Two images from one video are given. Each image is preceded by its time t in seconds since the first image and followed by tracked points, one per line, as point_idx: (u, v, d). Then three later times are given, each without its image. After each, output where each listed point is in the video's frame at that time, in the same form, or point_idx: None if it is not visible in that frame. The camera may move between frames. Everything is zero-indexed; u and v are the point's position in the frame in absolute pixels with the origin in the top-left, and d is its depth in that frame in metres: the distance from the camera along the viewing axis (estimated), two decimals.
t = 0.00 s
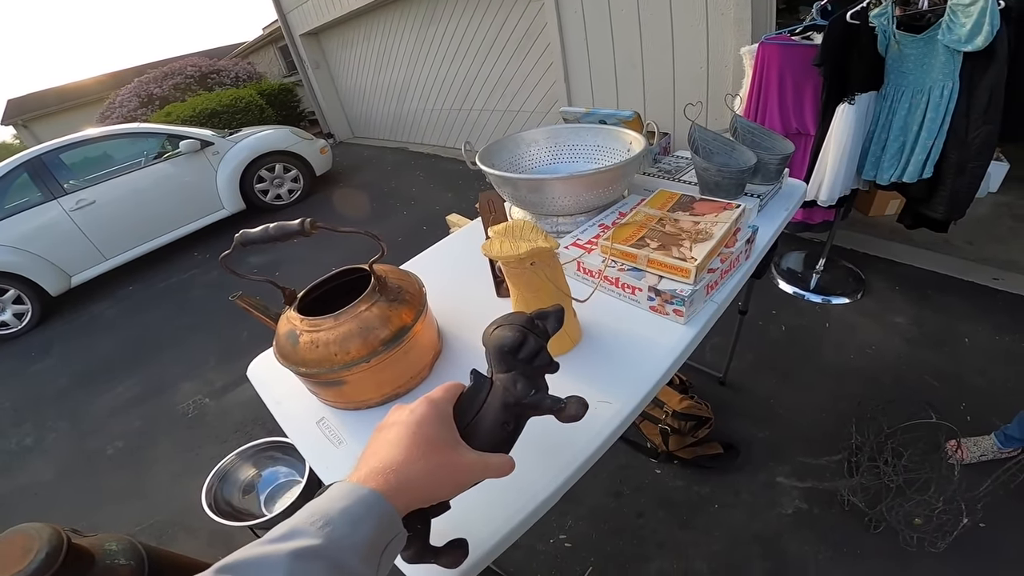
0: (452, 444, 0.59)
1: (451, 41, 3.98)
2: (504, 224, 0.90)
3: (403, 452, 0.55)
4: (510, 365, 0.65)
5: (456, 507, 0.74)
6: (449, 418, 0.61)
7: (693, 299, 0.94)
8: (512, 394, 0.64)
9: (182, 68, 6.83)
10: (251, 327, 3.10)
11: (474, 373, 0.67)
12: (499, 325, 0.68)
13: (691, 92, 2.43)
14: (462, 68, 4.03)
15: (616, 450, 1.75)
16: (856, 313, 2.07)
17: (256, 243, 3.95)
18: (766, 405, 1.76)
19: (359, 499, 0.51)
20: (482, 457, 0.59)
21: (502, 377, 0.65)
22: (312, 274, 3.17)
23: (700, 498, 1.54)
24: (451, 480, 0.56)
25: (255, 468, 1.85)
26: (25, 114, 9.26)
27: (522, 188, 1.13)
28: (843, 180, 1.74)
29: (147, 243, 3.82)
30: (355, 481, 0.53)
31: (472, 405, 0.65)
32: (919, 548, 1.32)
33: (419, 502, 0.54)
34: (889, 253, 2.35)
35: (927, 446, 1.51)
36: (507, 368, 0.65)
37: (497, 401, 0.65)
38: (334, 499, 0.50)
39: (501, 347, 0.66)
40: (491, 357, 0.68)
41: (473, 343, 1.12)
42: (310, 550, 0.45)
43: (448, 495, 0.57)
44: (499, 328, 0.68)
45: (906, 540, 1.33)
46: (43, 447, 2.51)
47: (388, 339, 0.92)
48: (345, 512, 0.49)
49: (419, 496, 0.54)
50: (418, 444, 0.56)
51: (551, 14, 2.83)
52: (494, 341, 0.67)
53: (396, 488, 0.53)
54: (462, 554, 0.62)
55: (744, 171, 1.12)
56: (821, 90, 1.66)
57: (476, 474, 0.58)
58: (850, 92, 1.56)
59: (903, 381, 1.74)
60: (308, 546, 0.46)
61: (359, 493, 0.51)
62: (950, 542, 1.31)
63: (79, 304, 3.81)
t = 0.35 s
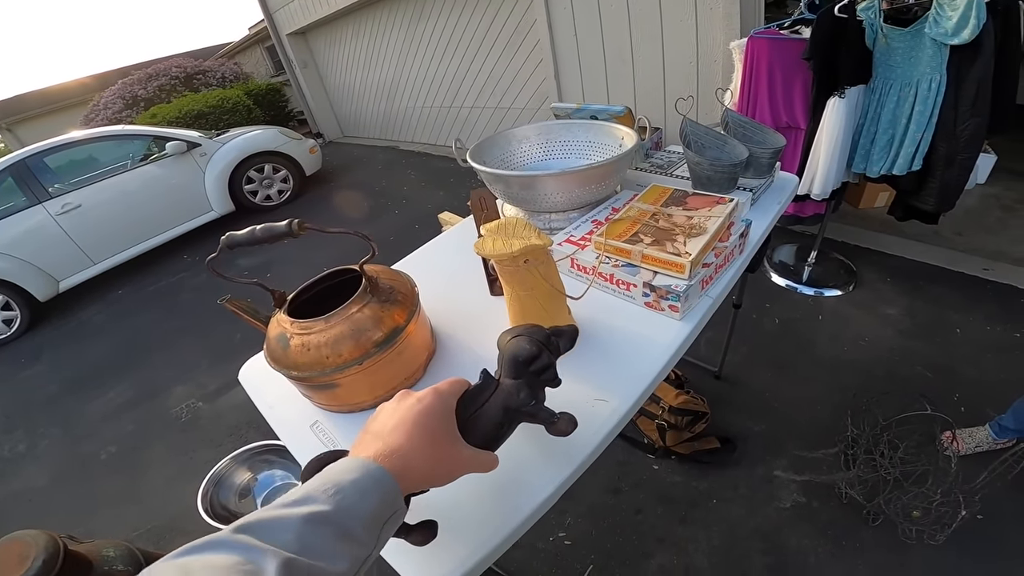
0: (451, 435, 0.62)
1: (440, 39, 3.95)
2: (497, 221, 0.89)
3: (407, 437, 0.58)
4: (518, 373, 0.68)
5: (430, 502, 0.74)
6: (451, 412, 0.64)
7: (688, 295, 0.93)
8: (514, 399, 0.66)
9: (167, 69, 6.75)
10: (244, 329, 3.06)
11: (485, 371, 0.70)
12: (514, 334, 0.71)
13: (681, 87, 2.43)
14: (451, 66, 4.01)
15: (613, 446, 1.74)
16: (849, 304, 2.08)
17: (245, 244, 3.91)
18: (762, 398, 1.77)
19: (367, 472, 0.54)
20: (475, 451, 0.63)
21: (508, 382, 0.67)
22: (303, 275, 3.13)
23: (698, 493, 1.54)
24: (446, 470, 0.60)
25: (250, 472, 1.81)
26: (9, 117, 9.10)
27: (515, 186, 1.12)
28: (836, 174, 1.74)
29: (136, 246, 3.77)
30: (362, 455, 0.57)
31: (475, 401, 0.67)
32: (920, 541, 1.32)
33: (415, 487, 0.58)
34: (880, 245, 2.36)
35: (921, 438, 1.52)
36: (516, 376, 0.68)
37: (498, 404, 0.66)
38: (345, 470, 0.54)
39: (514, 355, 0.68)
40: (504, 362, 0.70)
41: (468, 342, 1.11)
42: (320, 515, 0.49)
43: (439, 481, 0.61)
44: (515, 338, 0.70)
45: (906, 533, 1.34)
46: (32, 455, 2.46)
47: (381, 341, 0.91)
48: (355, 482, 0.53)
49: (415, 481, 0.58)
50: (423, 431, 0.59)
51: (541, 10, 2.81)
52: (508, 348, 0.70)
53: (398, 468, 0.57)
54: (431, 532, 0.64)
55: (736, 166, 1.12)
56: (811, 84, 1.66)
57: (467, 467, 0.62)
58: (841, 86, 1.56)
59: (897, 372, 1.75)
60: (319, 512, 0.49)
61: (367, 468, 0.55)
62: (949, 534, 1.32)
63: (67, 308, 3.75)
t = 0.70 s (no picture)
0: (447, 429, 0.63)
1: (429, 36, 3.93)
2: (485, 220, 0.87)
3: (406, 428, 0.59)
4: (516, 377, 0.68)
5: (423, 500, 0.73)
6: (448, 407, 0.65)
7: (680, 292, 0.93)
8: (508, 403, 0.67)
9: (151, 70, 6.66)
10: (235, 331, 3.03)
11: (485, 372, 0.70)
12: (513, 339, 0.71)
13: (671, 82, 2.42)
14: (441, 64, 3.99)
15: (609, 443, 1.74)
16: (842, 297, 2.08)
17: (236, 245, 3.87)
18: (756, 393, 1.77)
19: (367, 457, 0.57)
20: (468, 446, 0.64)
21: (506, 383, 0.67)
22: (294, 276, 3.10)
23: (694, 490, 1.54)
24: (442, 462, 0.62)
25: (243, 476, 1.77)
26: None
27: (504, 184, 1.10)
28: (826, 169, 1.74)
29: (125, 249, 3.73)
30: (363, 441, 0.59)
31: (472, 398, 0.68)
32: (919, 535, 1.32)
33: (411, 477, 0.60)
34: (871, 238, 2.37)
35: (916, 430, 1.50)
36: (513, 378, 0.68)
37: (493, 407, 0.67)
38: (346, 456, 0.57)
39: (513, 360, 0.68)
40: (503, 363, 0.70)
41: (459, 342, 1.09)
42: (321, 496, 0.53)
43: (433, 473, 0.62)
44: (514, 343, 0.70)
45: (903, 528, 1.33)
46: (22, 462, 2.42)
47: (369, 344, 0.89)
48: (354, 467, 0.56)
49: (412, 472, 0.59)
50: (420, 424, 0.60)
51: (530, 7, 2.80)
52: (507, 352, 0.70)
53: (396, 457, 0.58)
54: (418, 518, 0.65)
55: (726, 160, 1.11)
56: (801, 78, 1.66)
57: (460, 461, 0.64)
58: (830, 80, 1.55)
59: (890, 365, 1.76)
60: (321, 493, 0.53)
61: (366, 454, 0.57)
62: (947, 529, 1.32)
63: (55, 313, 3.69)
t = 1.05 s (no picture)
0: (434, 419, 0.64)
1: (419, 34, 3.90)
2: (474, 217, 0.87)
3: (395, 419, 0.59)
4: (505, 375, 0.67)
5: (413, 502, 0.71)
6: (435, 398, 0.65)
7: (670, 287, 0.92)
8: (496, 399, 0.67)
9: (138, 71, 6.59)
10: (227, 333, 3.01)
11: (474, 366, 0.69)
12: (505, 339, 0.70)
13: (661, 78, 2.42)
14: (431, 62, 3.97)
15: (604, 440, 1.74)
16: (833, 291, 2.09)
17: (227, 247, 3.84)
18: (750, 387, 1.77)
19: (360, 445, 0.56)
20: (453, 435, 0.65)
21: (494, 379, 0.67)
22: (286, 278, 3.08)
23: (690, 486, 1.54)
24: (428, 451, 0.62)
25: (238, 478, 1.75)
26: None
27: (492, 181, 1.10)
28: (814, 162, 1.75)
29: (114, 252, 3.69)
30: (355, 429, 0.59)
31: (458, 392, 0.67)
32: (913, 528, 1.33)
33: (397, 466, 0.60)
34: (861, 231, 2.38)
35: (909, 424, 1.53)
36: (502, 373, 0.67)
37: (477, 400, 0.66)
38: (341, 443, 0.56)
39: (504, 361, 0.67)
40: (493, 360, 0.69)
41: (451, 341, 1.09)
42: (320, 478, 0.52)
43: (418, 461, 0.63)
44: (505, 342, 0.69)
45: (898, 521, 1.34)
46: (13, 468, 2.39)
47: (358, 344, 0.88)
48: (350, 453, 0.55)
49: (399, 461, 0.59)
50: (409, 414, 0.61)
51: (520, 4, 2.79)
52: (498, 351, 0.69)
53: (388, 445, 0.58)
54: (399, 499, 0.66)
55: (716, 155, 1.11)
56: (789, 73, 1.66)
57: (444, 450, 0.65)
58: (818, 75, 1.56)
59: (882, 358, 1.77)
60: (319, 476, 0.52)
61: (359, 442, 0.57)
62: (941, 522, 1.33)
63: (44, 318, 3.65)
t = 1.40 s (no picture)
0: (428, 415, 0.64)
1: (410, 32, 3.88)
2: (466, 215, 0.86)
3: (390, 416, 0.59)
4: (500, 382, 0.66)
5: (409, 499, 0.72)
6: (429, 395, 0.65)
7: (663, 283, 0.92)
8: (489, 402, 0.66)
9: (125, 72, 6.51)
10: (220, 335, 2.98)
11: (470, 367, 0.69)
12: (505, 344, 0.69)
13: (653, 75, 2.43)
14: (422, 60, 3.95)
15: (600, 437, 1.74)
16: (825, 285, 2.11)
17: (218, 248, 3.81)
18: (744, 382, 1.78)
19: (358, 439, 0.56)
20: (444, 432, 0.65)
21: (489, 384, 0.67)
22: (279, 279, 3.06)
23: (686, 481, 1.55)
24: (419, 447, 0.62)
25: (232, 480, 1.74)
26: None
27: (484, 179, 1.09)
28: (803, 158, 1.76)
29: (104, 255, 3.65)
30: (350, 424, 0.58)
31: (451, 392, 0.67)
32: (908, 522, 1.34)
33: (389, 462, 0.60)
34: (852, 225, 2.40)
35: (903, 417, 1.54)
36: (498, 381, 0.66)
37: (469, 402, 0.66)
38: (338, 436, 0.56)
39: (501, 369, 0.66)
40: (490, 364, 0.68)
41: (444, 339, 1.09)
42: (320, 469, 0.53)
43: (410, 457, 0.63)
44: (504, 349, 0.68)
45: (893, 515, 1.35)
46: (5, 474, 2.36)
47: (351, 344, 0.87)
48: (348, 447, 0.55)
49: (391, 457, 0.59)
50: (403, 411, 0.60)
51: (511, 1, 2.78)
52: (496, 356, 0.68)
53: (384, 441, 0.58)
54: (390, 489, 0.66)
55: (706, 151, 1.11)
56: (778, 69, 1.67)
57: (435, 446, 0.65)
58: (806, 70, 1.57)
59: (874, 351, 1.78)
60: (320, 467, 0.53)
61: (356, 437, 0.57)
62: (936, 515, 1.33)
63: (34, 322, 3.60)
